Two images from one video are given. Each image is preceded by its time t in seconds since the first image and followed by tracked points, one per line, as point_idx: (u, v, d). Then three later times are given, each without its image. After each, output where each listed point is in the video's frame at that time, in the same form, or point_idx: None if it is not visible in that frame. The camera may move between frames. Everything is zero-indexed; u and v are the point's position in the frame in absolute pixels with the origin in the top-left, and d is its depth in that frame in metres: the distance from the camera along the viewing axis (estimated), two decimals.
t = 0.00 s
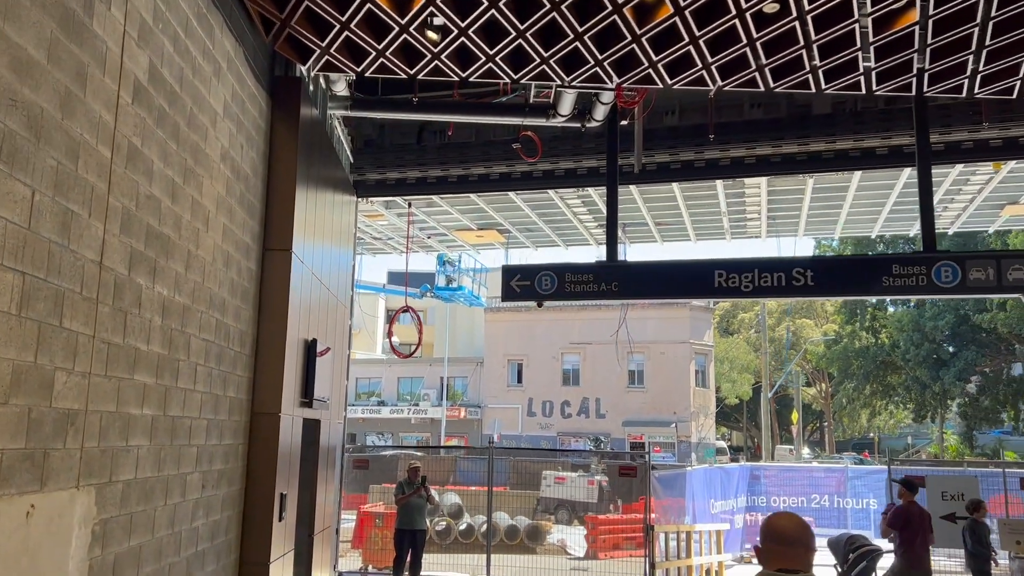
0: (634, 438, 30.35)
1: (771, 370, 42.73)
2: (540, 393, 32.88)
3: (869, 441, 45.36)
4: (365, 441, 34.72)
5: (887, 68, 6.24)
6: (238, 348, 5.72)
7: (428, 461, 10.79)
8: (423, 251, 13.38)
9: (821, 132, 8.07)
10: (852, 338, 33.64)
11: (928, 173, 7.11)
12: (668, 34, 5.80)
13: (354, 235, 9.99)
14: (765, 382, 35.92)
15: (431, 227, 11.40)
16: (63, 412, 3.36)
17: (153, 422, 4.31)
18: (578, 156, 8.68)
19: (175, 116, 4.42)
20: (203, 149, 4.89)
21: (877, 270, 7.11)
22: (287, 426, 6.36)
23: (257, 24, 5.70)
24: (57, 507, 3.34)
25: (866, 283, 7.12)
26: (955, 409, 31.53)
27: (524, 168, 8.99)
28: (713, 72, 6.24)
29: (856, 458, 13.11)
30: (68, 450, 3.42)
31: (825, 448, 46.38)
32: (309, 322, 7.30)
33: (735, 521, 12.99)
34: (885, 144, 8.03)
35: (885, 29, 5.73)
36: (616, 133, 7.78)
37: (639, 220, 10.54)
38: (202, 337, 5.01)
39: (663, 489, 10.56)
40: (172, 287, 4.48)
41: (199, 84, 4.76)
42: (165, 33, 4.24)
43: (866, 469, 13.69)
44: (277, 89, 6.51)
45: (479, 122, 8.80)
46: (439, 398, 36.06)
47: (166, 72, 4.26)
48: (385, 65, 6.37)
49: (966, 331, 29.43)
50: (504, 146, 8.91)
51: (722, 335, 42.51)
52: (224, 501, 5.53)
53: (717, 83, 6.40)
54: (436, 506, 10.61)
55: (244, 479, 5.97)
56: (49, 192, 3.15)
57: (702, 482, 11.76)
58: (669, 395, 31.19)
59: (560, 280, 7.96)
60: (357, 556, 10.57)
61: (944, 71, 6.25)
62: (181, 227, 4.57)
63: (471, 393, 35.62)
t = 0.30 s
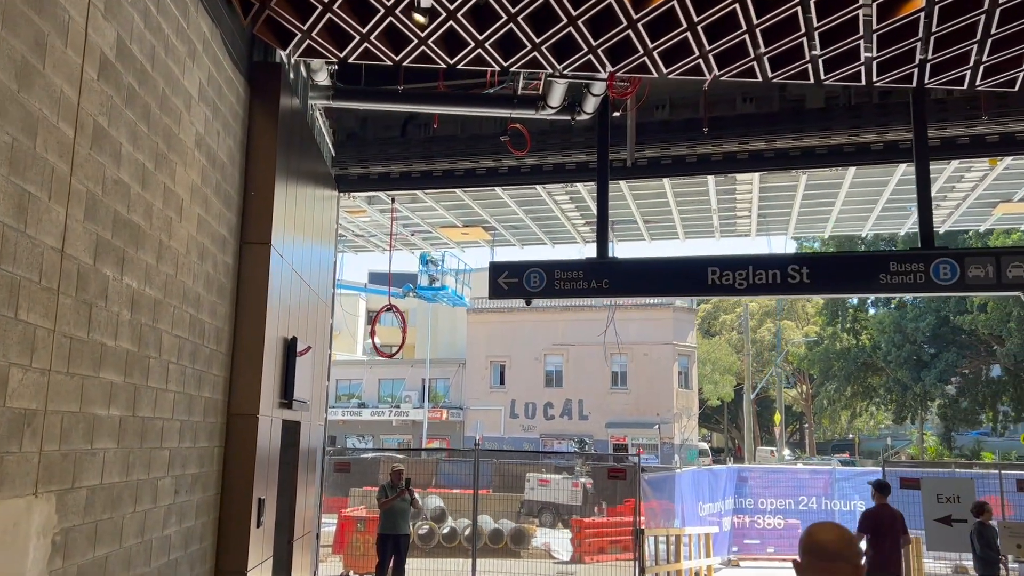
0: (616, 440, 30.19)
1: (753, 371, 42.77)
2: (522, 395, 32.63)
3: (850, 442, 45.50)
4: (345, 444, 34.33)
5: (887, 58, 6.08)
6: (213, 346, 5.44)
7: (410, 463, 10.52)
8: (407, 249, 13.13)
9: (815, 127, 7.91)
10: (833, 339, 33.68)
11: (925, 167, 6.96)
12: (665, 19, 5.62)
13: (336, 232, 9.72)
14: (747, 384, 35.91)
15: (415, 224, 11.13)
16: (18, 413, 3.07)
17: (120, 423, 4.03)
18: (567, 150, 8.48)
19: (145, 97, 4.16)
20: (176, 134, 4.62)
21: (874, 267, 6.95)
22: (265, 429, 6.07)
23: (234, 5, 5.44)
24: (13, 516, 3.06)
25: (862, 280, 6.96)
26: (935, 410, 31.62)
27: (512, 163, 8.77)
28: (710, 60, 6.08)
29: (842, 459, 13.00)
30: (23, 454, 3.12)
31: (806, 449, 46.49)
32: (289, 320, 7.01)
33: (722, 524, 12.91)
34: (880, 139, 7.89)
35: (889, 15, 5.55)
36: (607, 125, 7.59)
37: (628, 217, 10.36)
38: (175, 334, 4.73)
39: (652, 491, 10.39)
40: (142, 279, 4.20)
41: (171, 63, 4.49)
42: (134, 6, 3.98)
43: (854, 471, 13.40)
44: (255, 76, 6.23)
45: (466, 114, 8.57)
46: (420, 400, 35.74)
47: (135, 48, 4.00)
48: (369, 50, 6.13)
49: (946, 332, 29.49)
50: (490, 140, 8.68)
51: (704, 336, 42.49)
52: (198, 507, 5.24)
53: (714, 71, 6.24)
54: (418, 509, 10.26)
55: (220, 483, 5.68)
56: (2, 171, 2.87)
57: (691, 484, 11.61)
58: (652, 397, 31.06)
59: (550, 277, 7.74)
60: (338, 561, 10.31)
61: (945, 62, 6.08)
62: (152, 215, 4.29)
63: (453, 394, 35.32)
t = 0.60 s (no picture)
0: (595, 439, 30.10)
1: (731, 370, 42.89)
2: (501, 394, 32.42)
3: (826, 440, 45.85)
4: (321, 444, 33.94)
5: (883, 44, 5.94)
6: (183, 338, 5.16)
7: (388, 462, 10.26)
8: (386, 244, 12.87)
9: (805, 118, 7.78)
10: (810, 338, 33.82)
11: (917, 159, 6.84)
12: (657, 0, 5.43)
13: (313, 225, 9.44)
14: (725, 383, 35.99)
15: (394, 217, 10.88)
16: None
17: (82, 417, 3.76)
18: (552, 140, 8.28)
19: (109, 68, 3.90)
20: (142, 110, 4.36)
21: (866, 259, 6.82)
22: (239, 426, 5.79)
23: None
24: None
25: (854, 273, 6.83)
26: (911, 408, 31.83)
27: (495, 153, 8.56)
28: (703, 44, 5.91)
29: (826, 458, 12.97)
30: None
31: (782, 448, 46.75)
32: (263, 313, 6.73)
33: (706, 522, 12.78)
34: (869, 131, 7.77)
35: None
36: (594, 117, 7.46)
37: (612, 211, 10.19)
38: (141, 324, 4.46)
39: (638, 490, 10.22)
40: (106, 263, 3.93)
41: (137, 35, 4.23)
42: None
43: (835, 470, 13.52)
44: (228, 57, 5.96)
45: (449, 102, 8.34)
46: (397, 399, 35.41)
47: (98, 15, 3.75)
48: (349, 29, 5.87)
49: (922, 332, 29.67)
50: (473, 130, 8.46)
51: (682, 335, 42.53)
52: (167, 508, 4.97)
53: (707, 57, 6.07)
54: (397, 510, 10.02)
55: (190, 483, 5.40)
56: None
57: (675, 482, 11.48)
58: (631, 395, 31.00)
59: (534, 270, 7.53)
60: (313, 563, 9.99)
61: (942, 48, 5.93)
62: (116, 196, 4.03)
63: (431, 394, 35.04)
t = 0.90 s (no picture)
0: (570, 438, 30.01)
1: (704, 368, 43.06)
2: (476, 392, 32.21)
3: (797, 437, 46.25)
4: (293, 443, 33.48)
5: (873, 33, 5.82)
6: (147, 333, 4.89)
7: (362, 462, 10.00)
8: (360, 238, 12.60)
9: (789, 112, 7.66)
10: (782, 337, 34.02)
11: (903, 152, 6.74)
12: None
13: (285, 217, 9.16)
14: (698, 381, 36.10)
15: (369, 210, 10.62)
16: None
17: (35, 415, 3.49)
18: (532, 132, 8.10)
19: (65, 41, 3.64)
20: (102, 88, 4.10)
21: (852, 255, 6.71)
22: (206, 425, 5.53)
23: None
24: None
25: (839, 269, 6.72)
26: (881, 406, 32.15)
27: (475, 145, 8.36)
28: (692, 30, 5.75)
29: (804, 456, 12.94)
30: None
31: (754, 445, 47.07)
32: (233, 307, 6.46)
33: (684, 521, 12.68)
34: (853, 125, 7.68)
35: None
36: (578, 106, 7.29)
37: (592, 206, 10.03)
38: (101, 316, 4.19)
39: (618, 488, 10.05)
40: (62, 251, 3.67)
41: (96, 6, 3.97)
42: None
43: (812, 468, 13.52)
44: (196, 38, 5.69)
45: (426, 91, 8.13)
46: (370, 397, 35.05)
47: None
48: (324, 11, 5.62)
49: (892, 330, 29.91)
50: (452, 121, 8.25)
51: (656, 333, 42.61)
52: (129, 511, 4.70)
53: (695, 44, 5.93)
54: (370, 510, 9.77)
55: (154, 485, 5.13)
56: None
57: (654, 481, 11.36)
58: (605, 394, 30.96)
59: (514, 264, 7.34)
60: (285, 566, 9.71)
61: (933, 39, 5.80)
62: (73, 178, 3.77)
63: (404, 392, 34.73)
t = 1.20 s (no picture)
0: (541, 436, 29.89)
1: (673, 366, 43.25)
2: (446, 390, 31.95)
3: (765, 435, 46.70)
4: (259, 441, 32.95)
5: (862, 20, 5.71)
6: (108, 323, 4.62)
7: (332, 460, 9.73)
8: (331, 232, 12.32)
9: (772, 104, 7.55)
10: (751, 335, 34.23)
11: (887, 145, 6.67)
12: None
13: (253, 208, 8.86)
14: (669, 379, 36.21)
15: (341, 201, 10.34)
16: None
17: None
18: (510, 121, 7.91)
19: (18, 6, 3.39)
20: (59, 60, 3.84)
21: (835, 248, 6.63)
22: (171, 421, 5.25)
23: None
24: None
25: (823, 262, 6.62)
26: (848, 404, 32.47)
27: (451, 134, 8.15)
28: (678, 14, 5.60)
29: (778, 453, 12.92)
30: None
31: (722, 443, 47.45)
32: (200, 298, 6.17)
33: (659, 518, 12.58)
34: (835, 117, 7.61)
35: None
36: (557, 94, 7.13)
37: (569, 199, 9.87)
38: (57, 304, 3.92)
39: (596, 486, 9.88)
40: (14, 231, 3.41)
41: None
42: None
43: (785, 465, 13.51)
44: (161, 15, 5.42)
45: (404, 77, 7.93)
46: (339, 395, 34.60)
47: None
48: None
49: (860, 329, 30.20)
50: (428, 109, 8.03)
51: (626, 331, 42.71)
52: (88, 512, 4.42)
53: (680, 29, 5.78)
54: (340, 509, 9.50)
55: (115, 484, 4.85)
56: None
57: (630, 478, 11.24)
58: (576, 391, 30.87)
59: (492, 256, 7.14)
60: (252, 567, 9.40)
61: (920, 27, 5.71)
62: (28, 154, 3.51)
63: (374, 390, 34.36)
